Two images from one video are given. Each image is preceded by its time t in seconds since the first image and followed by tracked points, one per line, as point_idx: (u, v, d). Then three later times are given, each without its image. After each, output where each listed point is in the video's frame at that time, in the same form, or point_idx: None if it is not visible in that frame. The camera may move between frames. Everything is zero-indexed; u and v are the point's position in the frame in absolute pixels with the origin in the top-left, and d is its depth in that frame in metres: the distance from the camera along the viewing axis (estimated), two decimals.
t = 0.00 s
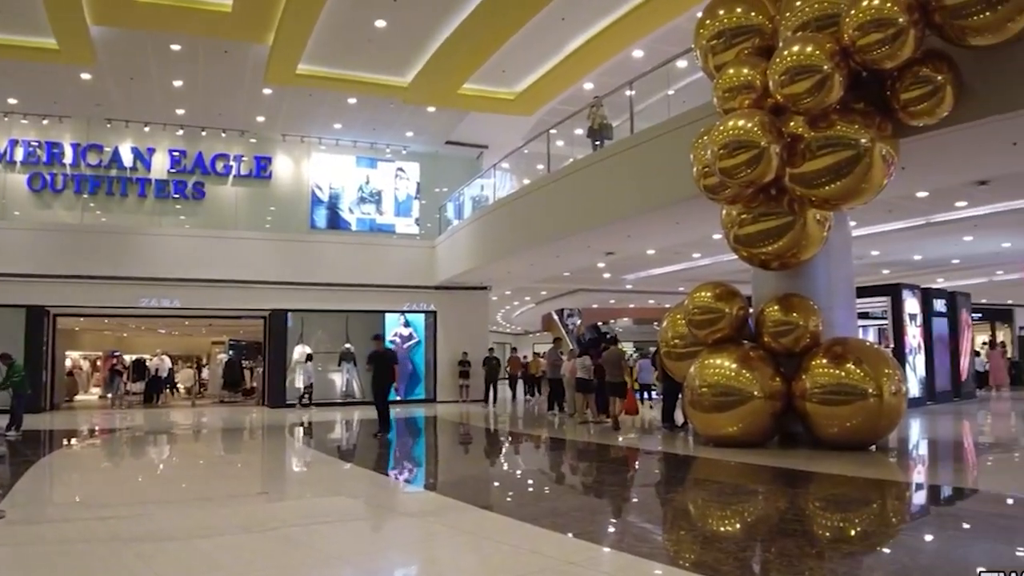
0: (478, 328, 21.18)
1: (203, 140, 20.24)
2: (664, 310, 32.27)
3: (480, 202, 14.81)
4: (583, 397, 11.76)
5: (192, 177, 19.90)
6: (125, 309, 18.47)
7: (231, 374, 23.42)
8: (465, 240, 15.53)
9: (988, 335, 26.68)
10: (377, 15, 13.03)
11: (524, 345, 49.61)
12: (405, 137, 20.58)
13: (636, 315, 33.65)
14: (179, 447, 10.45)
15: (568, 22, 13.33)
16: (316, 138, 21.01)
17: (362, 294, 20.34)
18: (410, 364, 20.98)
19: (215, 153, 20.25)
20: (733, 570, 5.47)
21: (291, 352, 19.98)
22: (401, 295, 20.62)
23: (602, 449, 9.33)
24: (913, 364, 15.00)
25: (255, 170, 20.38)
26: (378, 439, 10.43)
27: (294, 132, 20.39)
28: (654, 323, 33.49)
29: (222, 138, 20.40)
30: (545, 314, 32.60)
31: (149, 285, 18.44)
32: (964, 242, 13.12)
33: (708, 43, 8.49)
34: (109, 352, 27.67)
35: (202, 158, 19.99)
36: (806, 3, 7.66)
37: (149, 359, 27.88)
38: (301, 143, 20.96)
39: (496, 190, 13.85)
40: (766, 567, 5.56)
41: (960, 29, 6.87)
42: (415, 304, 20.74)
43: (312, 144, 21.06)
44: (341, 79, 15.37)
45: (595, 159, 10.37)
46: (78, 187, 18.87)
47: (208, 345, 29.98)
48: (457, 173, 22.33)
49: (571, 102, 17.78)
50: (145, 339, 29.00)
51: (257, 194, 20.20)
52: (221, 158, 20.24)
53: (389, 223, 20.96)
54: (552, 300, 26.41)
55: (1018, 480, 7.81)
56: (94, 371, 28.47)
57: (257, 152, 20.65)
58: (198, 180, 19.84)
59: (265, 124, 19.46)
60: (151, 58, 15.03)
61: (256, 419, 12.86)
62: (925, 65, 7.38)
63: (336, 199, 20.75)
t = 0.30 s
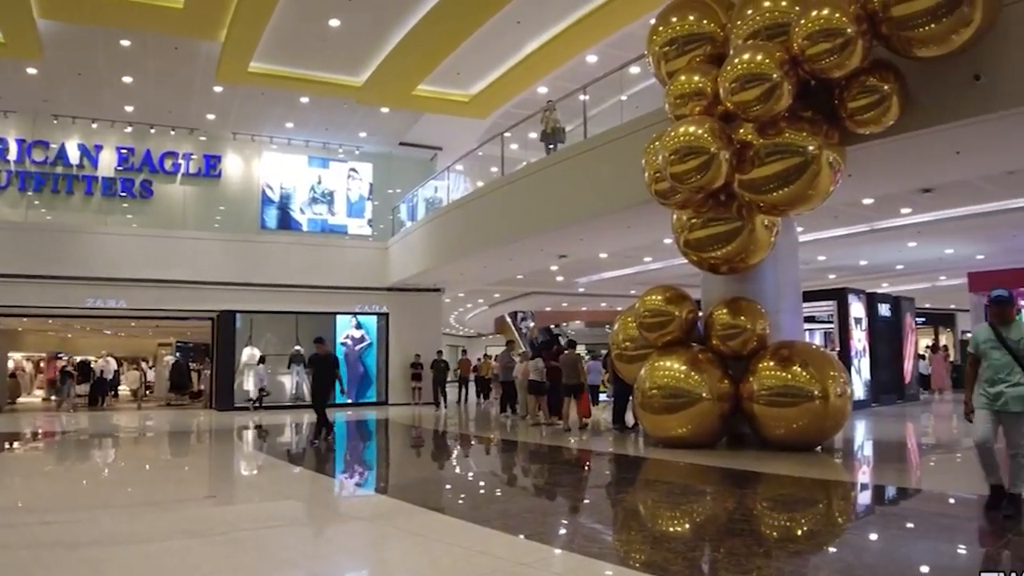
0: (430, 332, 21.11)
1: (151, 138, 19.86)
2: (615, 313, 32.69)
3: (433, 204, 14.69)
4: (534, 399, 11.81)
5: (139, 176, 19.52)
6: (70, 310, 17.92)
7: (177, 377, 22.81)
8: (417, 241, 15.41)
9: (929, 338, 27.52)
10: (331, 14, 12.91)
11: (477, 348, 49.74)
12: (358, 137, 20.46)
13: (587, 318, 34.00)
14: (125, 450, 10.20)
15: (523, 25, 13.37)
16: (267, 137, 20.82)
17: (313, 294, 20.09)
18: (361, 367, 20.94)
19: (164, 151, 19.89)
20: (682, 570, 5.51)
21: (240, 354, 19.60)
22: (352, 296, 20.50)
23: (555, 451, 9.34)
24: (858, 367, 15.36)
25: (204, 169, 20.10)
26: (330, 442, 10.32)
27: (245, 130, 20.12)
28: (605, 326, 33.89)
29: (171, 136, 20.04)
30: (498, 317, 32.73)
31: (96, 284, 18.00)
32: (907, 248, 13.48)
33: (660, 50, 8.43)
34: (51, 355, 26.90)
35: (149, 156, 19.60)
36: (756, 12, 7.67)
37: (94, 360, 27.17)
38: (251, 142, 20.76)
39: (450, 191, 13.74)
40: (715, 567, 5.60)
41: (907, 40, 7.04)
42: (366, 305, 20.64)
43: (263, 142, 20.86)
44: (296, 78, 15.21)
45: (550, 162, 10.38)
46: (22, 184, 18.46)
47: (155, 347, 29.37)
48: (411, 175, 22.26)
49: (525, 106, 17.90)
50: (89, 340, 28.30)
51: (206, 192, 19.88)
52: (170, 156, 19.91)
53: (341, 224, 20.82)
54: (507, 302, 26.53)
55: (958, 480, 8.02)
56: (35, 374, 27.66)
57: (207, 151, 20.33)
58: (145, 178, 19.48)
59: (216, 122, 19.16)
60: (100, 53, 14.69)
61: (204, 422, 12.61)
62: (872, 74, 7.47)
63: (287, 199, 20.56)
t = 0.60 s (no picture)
0: (386, 328, 21.16)
1: (104, 134, 19.23)
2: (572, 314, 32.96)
3: (390, 204, 14.51)
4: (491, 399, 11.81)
5: (91, 172, 18.92)
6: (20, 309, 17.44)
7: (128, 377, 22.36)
8: (373, 240, 15.26)
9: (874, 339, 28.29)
10: (289, 11, 12.78)
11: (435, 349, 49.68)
12: (314, 135, 20.25)
13: (544, 319, 34.21)
14: (75, 452, 9.94)
15: (482, 26, 13.41)
16: (222, 134, 20.40)
17: (270, 294, 19.97)
18: (316, 368, 20.74)
19: (116, 147, 19.27)
20: (635, 568, 5.55)
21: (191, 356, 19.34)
22: (308, 296, 20.39)
23: (511, 452, 9.34)
24: (809, 368, 15.67)
25: (157, 166, 19.54)
26: (282, 444, 10.19)
27: (199, 126, 19.71)
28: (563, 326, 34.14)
29: (123, 132, 19.45)
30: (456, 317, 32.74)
31: (46, 283, 17.54)
32: (857, 251, 13.80)
33: (617, 53, 8.43)
34: None
35: (102, 152, 18.99)
36: (713, 17, 7.73)
37: (42, 360, 26.47)
38: (206, 139, 20.30)
39: (408, 192, 13.58)
40: (668, 565, 5.64)
41: (859, 48, 7.18)
42: (323, 305, 20.53)
43: (217, 139, 20.43)
44: (252, 75, 15.02)
45: (508, 163, 10.38)
46: None
47: (105, 347, 28.72)
48: (367, 174, 22.13)
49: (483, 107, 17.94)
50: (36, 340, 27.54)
51: (158, 190, 19.38)
52: (122, 152, 19.27)
53: (296, 223, 20.65)
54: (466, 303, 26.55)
55: (904, 479, 8.21)
56: None
57: (160, 148, 19.75)
58: (97, 175, 18.89)
59: (170, 119, 18.80)
60: (51, 46, 14.31)
61: (156, 424, 12.34)
62: (825, 81, 7.55)
63: (241, 198, 20.18)
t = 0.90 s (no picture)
0: (341, 335, 20.87)
1: (55, 130, 18.77)
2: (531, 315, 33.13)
3: (347, 203, 14.29)
4: (448, 400, 11.76)
5: (42, 168, 18.39)
6: None
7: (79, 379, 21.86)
8: (329, 240, 15.12)
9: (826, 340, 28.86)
10: (246, 7, 12.62)
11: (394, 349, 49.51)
12: (270, 133, 20.00)
13: (503, 319, 34.32)
14: (21, 454, 9.69)
15: (442, 25, 13.42)
16: (177, 131, 20.12)
17: (227, 294, 19.70)
18: (272, 369, 20.53)
19: (68, 143, 18.81)
20: (589, 567, 5.56)
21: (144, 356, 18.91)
22: (261, 296, 20.09)
23: (468, 453, 9.32)
24: (762, 368, 15.91)
25: (110, 162, 19.17)
26: (236, 447, 10.02)
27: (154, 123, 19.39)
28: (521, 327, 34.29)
29: (76, 128, 19.03)
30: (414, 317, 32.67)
31: None
32: (810, 254, 14.06)
33: (576, 56, 8.44)
34: None
35: (53, 147, 18.44)
36: (670, 22, 7.76)
37: None
38: (160, 135, 20.02)
39: (365, 191, 13.48)
40: (622, 564, 5.66)
41: (812, 54, 7.32)
42: (278, 305, 20.25)
43: (172, 136, 20.15)
44: (209, 71, 14.85)
45: (467, 163, 10.36)
46: None
47: (55, 347, 28.03)
48: (323, 173, 21.97)
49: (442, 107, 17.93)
50: None
51: (111, 187, 18.96)
52: (74, 148, 18.78)
53: (251, 221, 20.38)
54: (425, 304, 26.51)
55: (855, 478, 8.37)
56: None
57: (114, 144, 19.37)
58: (48, 170, 18.36)
59: (124, 115, 18.43)
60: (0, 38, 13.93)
61: (107, 425, 12.08)
62: (779, 86, 7.65)
63: (195, 195, 19.90)
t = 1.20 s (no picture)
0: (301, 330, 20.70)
1: (7, 125, 18.37)
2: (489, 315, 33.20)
3: (304, 202, 14.08)
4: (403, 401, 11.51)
5: None
6: None
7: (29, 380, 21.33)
8: (285, 241, 14.98)
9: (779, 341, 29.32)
10: (202, 4, 12.48)
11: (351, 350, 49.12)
12: (225, 130, 19.76)
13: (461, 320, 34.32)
14: None
15: (401, 25, 13.43)
16: (131, 127, 19.78)
17: (184, 295, 19.45)
18: (227, 369, 20.19)
19: (19, 139, 18.33)
20: (539, 567, 5.59)
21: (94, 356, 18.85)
22: (215, 296, 19.83)
23: (424, 454, 9.31)
24: (717, 369, 16.15)
25: (62, 159, 18.77)
26: (188, 450, 9.89)
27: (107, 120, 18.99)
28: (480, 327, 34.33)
29: (27, 124, 18.61)
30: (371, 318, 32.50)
31: None
32: (764, 257, 14.27)
33: (533, 58, 8.47)
34: None
35: (3, 143, 17.95)
36: (626, 26, 7.82)
37: None
38: (114, 131, 19.64)
39: (322, 190, 13.26)
40: (574, 563, 5.70)
41: (766, 60, 7.43)
42: (233, 305, 20.03)
43: (126, 133, 19.82)
44: (167, 68, 14.67)
45: (426, 164, 10.33)
46: None
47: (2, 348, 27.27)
48: (276, 173, 21.81)
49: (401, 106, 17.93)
50: None
51: (63, 184, 18.63)
52: (25, 144, 18.30)
53: (205, 220, 20.13)
54: (385, 304, 26.42)
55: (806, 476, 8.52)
56: None
57: (66, 140, 19.00)
58: None
59: (76, 110, 18.10)
60: None
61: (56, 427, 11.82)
62: (733, 91, 7.73)
63: (149, 192, 19.61)
